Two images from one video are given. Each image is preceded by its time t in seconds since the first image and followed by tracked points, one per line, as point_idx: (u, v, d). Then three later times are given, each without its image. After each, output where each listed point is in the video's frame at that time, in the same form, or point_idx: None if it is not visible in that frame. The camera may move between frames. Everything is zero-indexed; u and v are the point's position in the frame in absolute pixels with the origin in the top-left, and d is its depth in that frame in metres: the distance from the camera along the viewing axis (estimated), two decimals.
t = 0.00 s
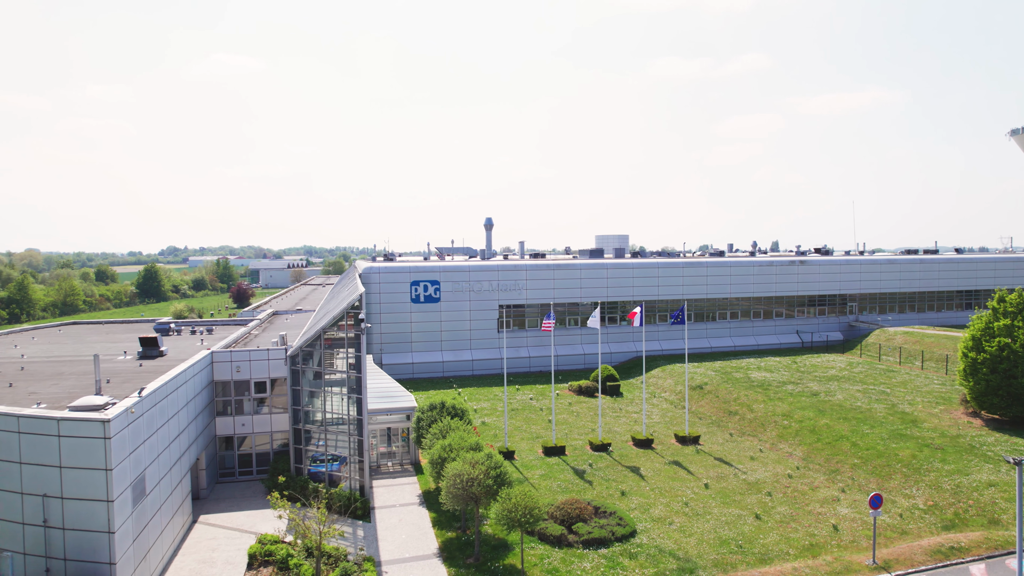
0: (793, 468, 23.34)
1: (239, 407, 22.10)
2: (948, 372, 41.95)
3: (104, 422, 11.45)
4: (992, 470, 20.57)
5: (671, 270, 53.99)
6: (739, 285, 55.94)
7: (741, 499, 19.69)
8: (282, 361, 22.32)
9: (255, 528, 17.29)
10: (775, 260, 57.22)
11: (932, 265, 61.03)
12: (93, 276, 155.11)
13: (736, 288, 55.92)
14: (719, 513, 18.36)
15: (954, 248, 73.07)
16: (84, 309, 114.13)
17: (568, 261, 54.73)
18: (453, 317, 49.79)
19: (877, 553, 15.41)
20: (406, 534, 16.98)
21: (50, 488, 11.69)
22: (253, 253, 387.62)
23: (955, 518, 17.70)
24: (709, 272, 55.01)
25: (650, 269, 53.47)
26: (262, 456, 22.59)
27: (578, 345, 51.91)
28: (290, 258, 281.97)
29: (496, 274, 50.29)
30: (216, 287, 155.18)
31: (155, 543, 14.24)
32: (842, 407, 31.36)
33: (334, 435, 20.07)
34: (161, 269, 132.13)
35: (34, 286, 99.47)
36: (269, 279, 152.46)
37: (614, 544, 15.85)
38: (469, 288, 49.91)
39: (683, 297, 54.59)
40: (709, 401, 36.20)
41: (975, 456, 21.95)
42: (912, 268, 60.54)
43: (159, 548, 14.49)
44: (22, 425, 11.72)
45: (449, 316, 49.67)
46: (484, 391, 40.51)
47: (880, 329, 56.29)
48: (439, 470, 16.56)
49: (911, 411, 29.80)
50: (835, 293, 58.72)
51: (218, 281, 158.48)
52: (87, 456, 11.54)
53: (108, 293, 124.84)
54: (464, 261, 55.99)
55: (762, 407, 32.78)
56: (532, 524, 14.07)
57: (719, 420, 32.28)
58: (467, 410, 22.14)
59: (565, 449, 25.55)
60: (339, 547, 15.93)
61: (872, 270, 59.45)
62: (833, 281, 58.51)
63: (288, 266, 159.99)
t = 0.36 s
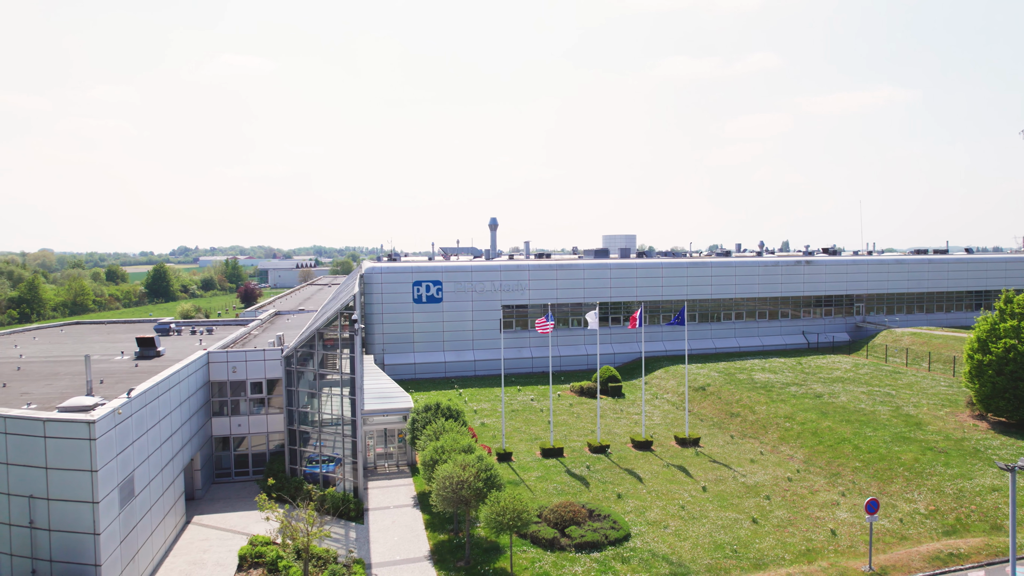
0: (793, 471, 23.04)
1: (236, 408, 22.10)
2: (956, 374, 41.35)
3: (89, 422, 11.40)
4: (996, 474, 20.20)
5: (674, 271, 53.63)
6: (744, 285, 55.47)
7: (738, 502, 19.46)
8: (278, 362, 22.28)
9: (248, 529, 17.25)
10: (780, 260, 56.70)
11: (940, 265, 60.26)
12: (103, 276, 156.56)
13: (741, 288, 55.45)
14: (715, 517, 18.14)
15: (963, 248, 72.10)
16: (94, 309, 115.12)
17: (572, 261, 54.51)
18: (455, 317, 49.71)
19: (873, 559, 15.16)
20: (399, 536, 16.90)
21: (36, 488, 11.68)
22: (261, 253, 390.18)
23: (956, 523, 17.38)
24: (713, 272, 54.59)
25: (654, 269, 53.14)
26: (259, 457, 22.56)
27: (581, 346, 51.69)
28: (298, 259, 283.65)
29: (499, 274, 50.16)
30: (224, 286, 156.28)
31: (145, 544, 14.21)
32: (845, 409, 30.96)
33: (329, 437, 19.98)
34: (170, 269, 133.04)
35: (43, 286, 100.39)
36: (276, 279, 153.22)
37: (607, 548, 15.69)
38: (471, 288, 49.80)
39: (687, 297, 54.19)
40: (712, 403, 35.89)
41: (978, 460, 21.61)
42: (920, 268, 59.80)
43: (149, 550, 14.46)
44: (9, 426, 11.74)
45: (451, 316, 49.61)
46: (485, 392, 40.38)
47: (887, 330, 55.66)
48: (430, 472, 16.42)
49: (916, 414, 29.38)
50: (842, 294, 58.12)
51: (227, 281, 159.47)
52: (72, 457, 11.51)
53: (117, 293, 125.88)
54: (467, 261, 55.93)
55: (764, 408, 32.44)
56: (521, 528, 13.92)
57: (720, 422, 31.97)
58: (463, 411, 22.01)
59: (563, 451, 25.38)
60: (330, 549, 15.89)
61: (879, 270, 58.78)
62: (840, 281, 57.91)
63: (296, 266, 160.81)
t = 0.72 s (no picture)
0: (792, 474, 22.75)
1: (231, 408, 22.10)
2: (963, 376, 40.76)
3: (74, 423, 11.39)
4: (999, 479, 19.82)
5: (678, 271, 53.31)
6: (749, 285, 55.03)
7: (735, 506, 19.22)
8: (273, 362, 22.28)
9: (240, 530, 17.21)
10: (785, 260, 56.22)
11: (949, 265, 59.50)
12: (113, 276, 157.97)
13: (746, 289, 55.01)
14: (710, 521, 17.92)
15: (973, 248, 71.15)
16: (103, 309, 116.10)
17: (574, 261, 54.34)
18: (457, 317, 49.63)
19: (869, 566, 14.89)
20: (390, 538, 16.81)
21: (22, 490, 11.68)
22: (269, 253, 392.23)
23: (956, 529, 17.08)
24: (717, 272, 54.22)
25: (657, 270, 52.85)
26: (254, 457, 22.53)
27: (583, 346, 51.48)
28: (305, 259, 285.11)
29: (501, 274, 50.05)
30: (232, 286, 157.34)
31: (133, 545, 14.19)
32: (848, 411, 30.59)
33: (322, 437, 19.94)
34: (178, 269, 133.91)
35: (53, 285, 101.32)
36: (283, 279, 153.84)
37: (599, 552, 15.54)
38: (473, 288, 49.73)
39: (691, 297, 53.84)
40: (713, 404, 35.59)
41: (982, 464, 21.26)
42: (928, 268, 59.09)
43: (137, 551, 14.44)
44: None
45: (453, 316, 49.54)
46: (486, 393, 40.26)
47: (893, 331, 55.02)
48: (421, 474, 16.32)
49: (920, 416, 28.95)
50: (848, 294, 57.54)
51: (235, 281, 160.50)
52: (57, 457, 11.50)
53: (126, 293, 126.90)
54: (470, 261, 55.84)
55: (766, 410, 32.10)
56: (509, 532, 13.77)
57: (721, 424, 31.66)
58: (458, 412, 21.90)
59: (561, 452, 25.22)
60: (320, 551, 15.83)
61: (886, 270, 58.13)
62: (845, 282, 57.33)
63: (303, 266, 161.57)
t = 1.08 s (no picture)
0: (791, 477, 22.49)
1: (226, 409, 22.09)
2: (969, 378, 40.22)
3: (57, 425, 11.37)
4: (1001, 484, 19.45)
5: (681, 271, 52.99)
6: (753, 286, 54.60)
7: (730, 510, 19.03)
8: (268, 363, 22.24)
9: (231, 531, 17.19)
10: (790, 260, 55.75)
11: (956, 266, 58.76)
12: (122, 276, 159.32)
13: (750, 289, 54.61)
14: (704, 525, 17.72)
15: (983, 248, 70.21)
16: (111, 309, 117.00)
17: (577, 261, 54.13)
18: (458, 317, 49.55)
19: (862, 572, 14.70)
20: (380, 541, 16.73)
21: (7, 490, 11.71)
22: (277, 253, 394.04)
23: (955, 534, 16.80)
24: (721, 273, 53.84)
25: (660, 270, 52.57)
26: (249, 458, 22.53)
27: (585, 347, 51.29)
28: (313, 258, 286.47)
29: (502, 274, 49.94)
30: (240, 286, 158.31)
31: (122, 546, 14.18)
32: (850, 413, 30.21)
33: (316, 438, 19.88)
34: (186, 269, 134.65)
35: (62, 285, 102.18)
36: (290, 279, 154.48)
37: (589, 556, 15.42)
38: (474, 288, 49.63)
39: (694, 298, 53.50)
40: (714, 406, 35.28)
41: (983, 469, 20.95)
42: (935, 268, 58.40)
43: (126, 551, 14.44)
44: None
45: (455, 317, 49.47)
46: (486, 395, 40.16)
47: (900, 332, 54.41)
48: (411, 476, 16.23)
49: (923, 419, 28.55)
50: (854, 295, 56.95)
51: (243, 281, 161.37)
52: (41, 459, 11.49)
53: (134, 293, 127.86)
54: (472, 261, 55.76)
55: (767, 412, 31.78)
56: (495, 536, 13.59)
57: (721, 426, 31.39)
58: (453, 414, 21.81)
59: (557, 454, 25.07)
60: (309, 553, 15.79)
61: (893, 271, 57.51)
62: (851, 282, 56.78)
63: (309, 266, 162.21)
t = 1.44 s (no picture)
0: (789, 481, 22.24)
1: (221, 410, 22.08)
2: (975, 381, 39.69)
3: (40, 427, 11.38)
4: (1003, 489, 19.08)
5: (684, 272, 52.64)
6: (757, 286, 54.18)
7: (725, 514, 18.82)
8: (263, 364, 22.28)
9: (222, 532, 17.17)
10: (794, 261, 55.26)
11: (964, 266, 58.04)
12: (132, 276, 160.61)
13: (754, 290, 54.18)
14: (697, 529, 17.54)
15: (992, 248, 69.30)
16: (120, 309, 117.90)
17: (579, 262, 53.87)
18: (460, 318, 49.48)
19: None
20: (370, 543, 16.65)
21: None
22: (285, 253, 396.02)
23: (953, 540, 16.52)
24: (724, 273, 53.45)
25: (662, 271, 52.26)
26: (243, 459, 22.49)
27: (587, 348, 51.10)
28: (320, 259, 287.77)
29: (504, 275, 49.82)
30: (248, 287, 159.23)
31: (110, 547, 14.16)
32: (851, 416, 29.82)
33: (308, 440, 19.88)
34: (194, 269, 135.42)
35: (72, 286, 103.02)
36: (296, 279, 155.11)
37: (579, 560, 15.29)
38: (476, 289, 49.54)
39: (697, 299, 53.14)
40: (715, 408, 34.99)
41: (985, 473, 20.59)
42: (943, 269, 57.72)
43: (115, 553, 14.42)
44: None
45: (456, 317, 49.41)
46: (486, 396, 40.07)
47: (906, 333, 53.82)
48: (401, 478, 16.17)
49: (926, 422, 28.16)
50: (859, 296, 56.37)
51: (251, 281, 162.29)
52: (24, 460, 11.49)
53: (143, 293, 128.82)
54: (474, 262, 55.67)
55: (767, 415, 31.46)
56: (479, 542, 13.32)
57: (721, 429, 31.11)
58: (447, 416, 21.71)
59: (554, 456, 24.93)
60: (298, 555, 15.72)
61: (899, 272, 56.90)
62: (857, 283, 56.21)
63: (316, 266, 162.81)
